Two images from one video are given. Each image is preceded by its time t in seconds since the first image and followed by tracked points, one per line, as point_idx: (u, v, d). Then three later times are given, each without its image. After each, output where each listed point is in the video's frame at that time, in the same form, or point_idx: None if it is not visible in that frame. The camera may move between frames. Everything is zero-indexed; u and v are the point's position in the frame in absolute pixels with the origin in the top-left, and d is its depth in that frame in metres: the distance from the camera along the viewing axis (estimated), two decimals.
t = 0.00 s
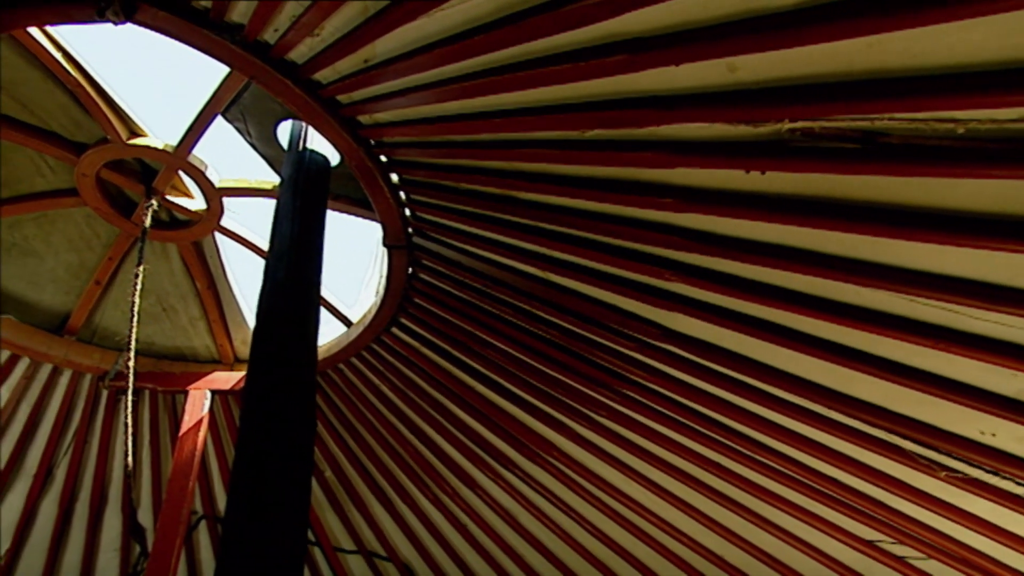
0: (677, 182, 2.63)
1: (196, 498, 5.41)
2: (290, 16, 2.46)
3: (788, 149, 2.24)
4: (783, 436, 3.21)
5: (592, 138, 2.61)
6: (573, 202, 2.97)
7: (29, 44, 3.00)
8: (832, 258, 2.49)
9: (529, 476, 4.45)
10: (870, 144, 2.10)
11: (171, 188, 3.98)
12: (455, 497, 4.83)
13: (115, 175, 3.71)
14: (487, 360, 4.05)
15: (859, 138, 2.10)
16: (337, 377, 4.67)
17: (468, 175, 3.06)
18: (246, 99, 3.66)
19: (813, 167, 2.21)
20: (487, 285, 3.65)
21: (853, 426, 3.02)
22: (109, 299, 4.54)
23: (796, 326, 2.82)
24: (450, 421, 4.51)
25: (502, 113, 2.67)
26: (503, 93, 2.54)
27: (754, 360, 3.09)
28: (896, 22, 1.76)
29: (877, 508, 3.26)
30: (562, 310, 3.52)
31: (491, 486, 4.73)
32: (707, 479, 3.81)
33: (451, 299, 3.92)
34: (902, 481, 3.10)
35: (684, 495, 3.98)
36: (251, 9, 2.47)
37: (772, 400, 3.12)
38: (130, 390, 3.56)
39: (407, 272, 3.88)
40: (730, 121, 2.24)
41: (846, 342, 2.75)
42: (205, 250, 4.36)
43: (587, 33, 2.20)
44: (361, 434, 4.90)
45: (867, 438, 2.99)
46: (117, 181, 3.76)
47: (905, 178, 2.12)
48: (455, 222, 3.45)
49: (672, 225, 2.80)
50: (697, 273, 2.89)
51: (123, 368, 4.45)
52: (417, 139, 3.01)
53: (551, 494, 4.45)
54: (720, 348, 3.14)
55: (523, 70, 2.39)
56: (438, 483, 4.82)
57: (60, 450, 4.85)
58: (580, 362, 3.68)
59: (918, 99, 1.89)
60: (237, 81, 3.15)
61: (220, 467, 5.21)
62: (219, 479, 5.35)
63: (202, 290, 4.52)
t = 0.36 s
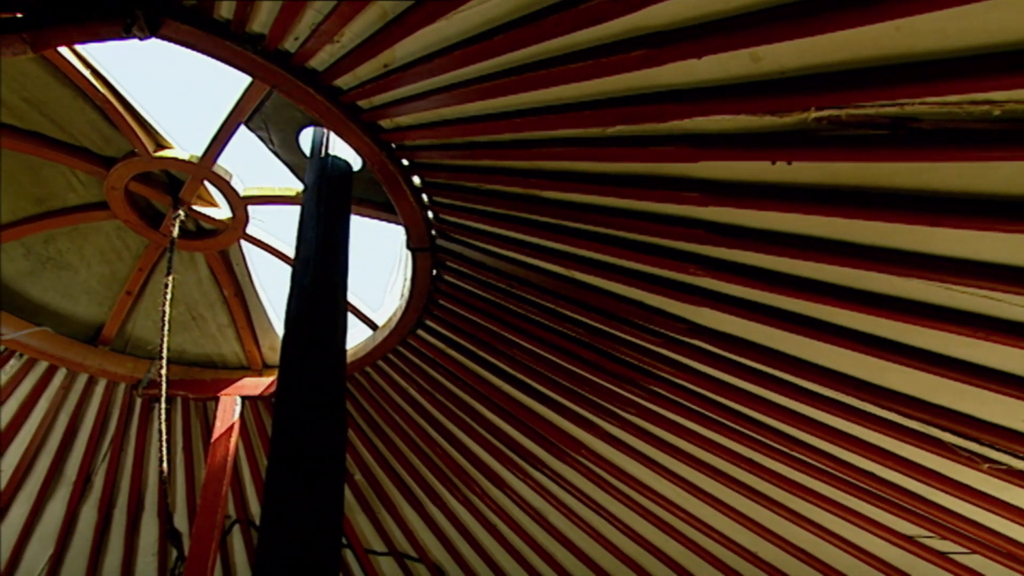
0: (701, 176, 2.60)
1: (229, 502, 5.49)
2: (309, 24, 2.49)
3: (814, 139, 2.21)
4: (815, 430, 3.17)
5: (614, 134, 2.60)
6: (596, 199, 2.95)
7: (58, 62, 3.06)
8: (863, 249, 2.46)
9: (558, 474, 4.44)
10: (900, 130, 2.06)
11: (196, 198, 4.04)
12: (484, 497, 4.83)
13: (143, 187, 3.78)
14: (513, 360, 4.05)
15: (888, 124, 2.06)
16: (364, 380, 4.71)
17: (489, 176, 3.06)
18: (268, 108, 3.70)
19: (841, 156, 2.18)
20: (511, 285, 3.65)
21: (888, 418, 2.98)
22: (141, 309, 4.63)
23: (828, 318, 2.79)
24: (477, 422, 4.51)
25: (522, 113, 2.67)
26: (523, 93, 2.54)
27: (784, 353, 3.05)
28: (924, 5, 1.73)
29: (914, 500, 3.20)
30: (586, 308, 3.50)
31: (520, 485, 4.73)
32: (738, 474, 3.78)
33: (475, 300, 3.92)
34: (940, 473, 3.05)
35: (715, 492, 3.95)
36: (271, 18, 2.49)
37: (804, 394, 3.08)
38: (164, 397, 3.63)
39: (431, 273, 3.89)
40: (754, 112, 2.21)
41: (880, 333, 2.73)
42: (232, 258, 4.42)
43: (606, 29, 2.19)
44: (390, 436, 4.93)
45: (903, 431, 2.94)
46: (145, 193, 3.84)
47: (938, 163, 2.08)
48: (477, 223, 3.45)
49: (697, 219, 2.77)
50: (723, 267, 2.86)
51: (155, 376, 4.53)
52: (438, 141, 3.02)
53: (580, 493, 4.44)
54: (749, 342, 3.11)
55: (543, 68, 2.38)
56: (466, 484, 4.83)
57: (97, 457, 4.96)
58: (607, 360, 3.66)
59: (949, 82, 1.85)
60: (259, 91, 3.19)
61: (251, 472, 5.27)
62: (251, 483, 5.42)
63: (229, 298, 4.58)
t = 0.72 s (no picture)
0: (725, 169, 2.57)
1: (261, 505, 5.56)
2: (329, 31, 2.50)
3: (841, 127, 2.17)
4: (848, 423, 3.13)
5: (635, 130, 2.58)
6: (618, 195, 2.94)
7: (87, 79, 3.12)
8: (894, 237, 2.41)
9: (586, 473, 4.43)
10: (931, 115, 2.02)
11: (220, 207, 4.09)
12: (513, 497, 4.83)
13: (169, 198, 3.85)
14: (540, 359, 4.05)
15: (917, 109, 2.02)
16: (391, 383, 4.73)
17: (511, 175, 3.06)
18: (290, 115, 3.74)
19: (870, 144, 2.14)
20: (535, 284, 3.65)
21: (924, 410, 2.92)
22: (169, 318, 4.72)
23: (859, 309, 2.75)
24: (505, 422, 4.51)
25: (543, 112, 2.66)
26: (542, 91, 2.53)
27: (815, 346, 3.01)
28: None
29: (952, 494, 3.14)
30: (611, 305, 3.49)
31: (548, 485, 4.72)
32: (770, 470, 3.74)
33: (499, 300, 3.92)
34: (979, 465, 2.98)
35: (746, 487, 3.91)
36: (291, 27, 2.52)
37: (835, 386, 3.04)
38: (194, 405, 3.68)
39: (454, 275, 3.90)
40: (779, 103, 2.18)
41: (912, 322, 2.67)
42: (257, 266, 4.47)
43: (625, 25, 2.18)
44: (417, 438, 4.95)
45: (940, 422, 2.88)
46: (172, 204, 3.90)
47: (971, 148, 2.03)
48: (499, 223, 3.45)
49: (721, 212, 2.74)
50: (751, 260, 2.83)
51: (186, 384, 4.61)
52: (459, 143, 3.02)
53: (609, 491, 4.42)
54: (778, 335, 3.07)
55: (562, 66, 2.37)
56: (494, 484, 4.84)
57: (132, 464, 5.06)
58: (633, 357, 3.63)
59: (981, 64, 1.81)
60: (280, 99, 3.22)
61: (281, 476, 5.34)
62: (282, 487, 5.49)
63: (256, 305, 4.64)
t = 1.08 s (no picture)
0: (749, 161, 2.54)
1: (292, 509, 5.62)
2: (347, 37, 2.52)
3: (868, 115, 2.14)
4: (889, 418, 3.08)
5: (656, 125, 2.56)
6: (640, 192, 2.92)
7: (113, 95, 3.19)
8: (924, 225, 2.37)
9: (615, 471, 4.41)
10: (961, 98, 1.98)
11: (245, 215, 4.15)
12: (541, 496, 4.83)
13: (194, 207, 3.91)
14: (565, 358, 4.04)
15: (947, 93, 1.98)
16: (416, 385, 4.75)
17: (532, 174, 3.06)
18: (311, 122, 3.77)
19: (898, 130, 2.10)
20: (559, 283, 3.64)
21: (962, 401, 2.87)
22: (197, 325, 4.79)
23: (890, 299, 2.70)
24: (531, 421, 4.51)
25: (563, 110, 2.65)
26: (561, 89, 2.52)
27: (846, 338, 2.97)
28: None
29: (991, 485, 3.08)
30: (635, 301, 3.47)
31: (576, 484, 4.71)
32: (802, 464, 3.69)
33: (523, 300, 3.92)
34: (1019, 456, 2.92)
35: (778, 483, 3.87)
36: (309, 35, 2.54)
37: (868, 379, 3.00)
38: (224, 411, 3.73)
39: (478, 276, 3.91)
40: (803, 92, 2.15)
41: (947, 311, 2.62)
42: (282, 272, 4.52)
43: (644, 19, 2.16)
44: (444, 439, 4.97)
45: (978, 413, 2.83)
46: (197, 213, 3.97)
47: (1004, 131, 1.99)
48: (520, 223, 3.45)
49: (746, 205, 2.71)
50: (777, 252, 2.80)
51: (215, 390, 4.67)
52: (479, 144, 3.02)
53: (638, 489, 4.40)
54: (807, 328, 3.04)
55: (581, 63, 2.36)
56: (522, 484, 4.84)
57: (164, 470, 5.15)
58: (659, 353, 3.61)
59: (1013, 44, 1.77)
60: (301, 106, 3.24)
61: (310, 480, 5.39)
62: (311, 490, 5.55)
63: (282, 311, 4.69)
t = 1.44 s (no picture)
0: (771, 154, 2.51)
1: (318, 512, 5.67)
2: (364, 42, 2.53)
3: (893, 102, 2.10)
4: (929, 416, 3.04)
5: (676, 120, 2.54)
6: (659, 187, 2.90)
7: (135, 106, 3.24)
8: (953, 213, 2.32)
9: (640, 469, 4.38)
10: (990, 82, 1.94)
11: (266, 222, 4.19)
12: (566, 495, 4.82)
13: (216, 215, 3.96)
14: (587, 357, 4.03)
15: (975, 77, 1.94)
16: (439, 387, 4.76)
17: (551, 173, 3.05)
18: (329, 127, 3.80)
19: (925, 117, 2.06)
20: (580, 281, 3.63)
21: (999, 393, 2.82)
22: (221, 331, 4.85)
23: (919, 290, 2.66)
24: (555, 420, 4.50)
25: (581, 107, 2.64)
26: (579, 87, 2.51)
27: (874, 331, 2.93)
28: None
29: None
30: (657, 298, 3.44)
31: (601, 482, 4.69)
32: (831, 459, 3.65)
33: (544, 299, 3.91)
34: None
35: (806, 478, 3.83)
36: (326, 41, 2.56)
37: (898, 371, 2.96)
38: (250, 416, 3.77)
39: (498, 276, 3.91)
40: (826, 82, 2.12)
41: (978, 300, 2.57)
42: (304, 277, 4.56)
43: (662, 14, 2.14)
44: (468, 440, 4.97)
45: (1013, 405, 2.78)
46: (219, 221, 4.02)
47: None
48: (540, 222, 3.45)
49: (768, 198, 2.68)
50: (801, 245, 2.76)
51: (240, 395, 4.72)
52: (498, 144, 3.02)
53: (664, 487, 4.37)
54: (833, 321, 3.00)
55: (598, 60, 2.35)
56: (547, 483, 4.83)
57: (193, 475, 5.22)
58: (683, 350, 3.58)
59: None
60: (319, 111, 3.27)
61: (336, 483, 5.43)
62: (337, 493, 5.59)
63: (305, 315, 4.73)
